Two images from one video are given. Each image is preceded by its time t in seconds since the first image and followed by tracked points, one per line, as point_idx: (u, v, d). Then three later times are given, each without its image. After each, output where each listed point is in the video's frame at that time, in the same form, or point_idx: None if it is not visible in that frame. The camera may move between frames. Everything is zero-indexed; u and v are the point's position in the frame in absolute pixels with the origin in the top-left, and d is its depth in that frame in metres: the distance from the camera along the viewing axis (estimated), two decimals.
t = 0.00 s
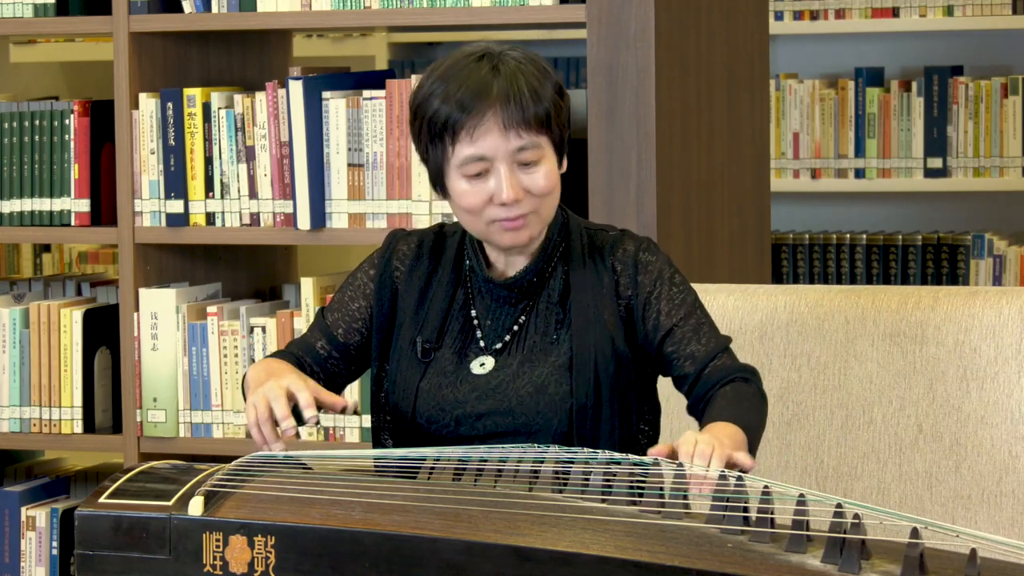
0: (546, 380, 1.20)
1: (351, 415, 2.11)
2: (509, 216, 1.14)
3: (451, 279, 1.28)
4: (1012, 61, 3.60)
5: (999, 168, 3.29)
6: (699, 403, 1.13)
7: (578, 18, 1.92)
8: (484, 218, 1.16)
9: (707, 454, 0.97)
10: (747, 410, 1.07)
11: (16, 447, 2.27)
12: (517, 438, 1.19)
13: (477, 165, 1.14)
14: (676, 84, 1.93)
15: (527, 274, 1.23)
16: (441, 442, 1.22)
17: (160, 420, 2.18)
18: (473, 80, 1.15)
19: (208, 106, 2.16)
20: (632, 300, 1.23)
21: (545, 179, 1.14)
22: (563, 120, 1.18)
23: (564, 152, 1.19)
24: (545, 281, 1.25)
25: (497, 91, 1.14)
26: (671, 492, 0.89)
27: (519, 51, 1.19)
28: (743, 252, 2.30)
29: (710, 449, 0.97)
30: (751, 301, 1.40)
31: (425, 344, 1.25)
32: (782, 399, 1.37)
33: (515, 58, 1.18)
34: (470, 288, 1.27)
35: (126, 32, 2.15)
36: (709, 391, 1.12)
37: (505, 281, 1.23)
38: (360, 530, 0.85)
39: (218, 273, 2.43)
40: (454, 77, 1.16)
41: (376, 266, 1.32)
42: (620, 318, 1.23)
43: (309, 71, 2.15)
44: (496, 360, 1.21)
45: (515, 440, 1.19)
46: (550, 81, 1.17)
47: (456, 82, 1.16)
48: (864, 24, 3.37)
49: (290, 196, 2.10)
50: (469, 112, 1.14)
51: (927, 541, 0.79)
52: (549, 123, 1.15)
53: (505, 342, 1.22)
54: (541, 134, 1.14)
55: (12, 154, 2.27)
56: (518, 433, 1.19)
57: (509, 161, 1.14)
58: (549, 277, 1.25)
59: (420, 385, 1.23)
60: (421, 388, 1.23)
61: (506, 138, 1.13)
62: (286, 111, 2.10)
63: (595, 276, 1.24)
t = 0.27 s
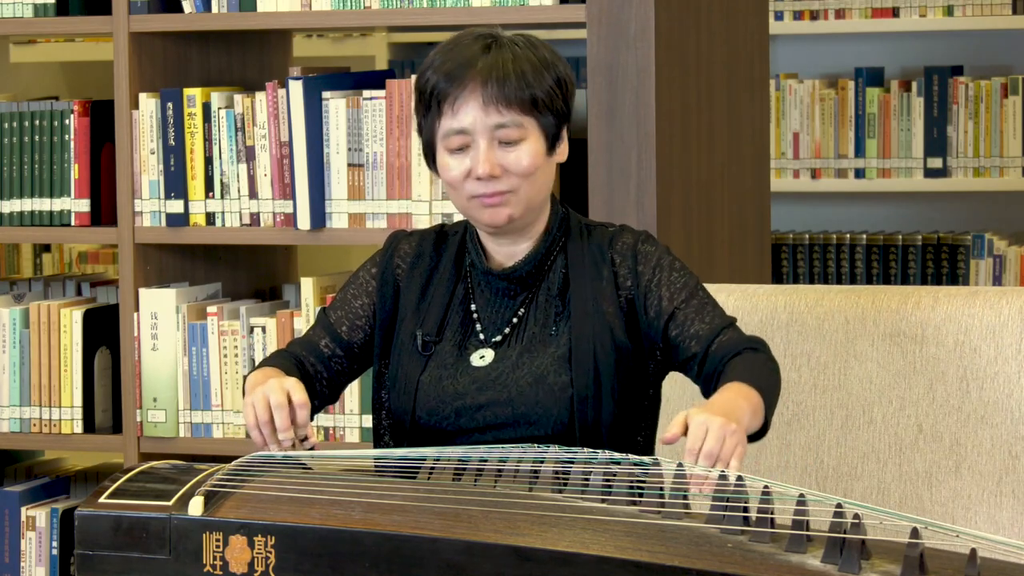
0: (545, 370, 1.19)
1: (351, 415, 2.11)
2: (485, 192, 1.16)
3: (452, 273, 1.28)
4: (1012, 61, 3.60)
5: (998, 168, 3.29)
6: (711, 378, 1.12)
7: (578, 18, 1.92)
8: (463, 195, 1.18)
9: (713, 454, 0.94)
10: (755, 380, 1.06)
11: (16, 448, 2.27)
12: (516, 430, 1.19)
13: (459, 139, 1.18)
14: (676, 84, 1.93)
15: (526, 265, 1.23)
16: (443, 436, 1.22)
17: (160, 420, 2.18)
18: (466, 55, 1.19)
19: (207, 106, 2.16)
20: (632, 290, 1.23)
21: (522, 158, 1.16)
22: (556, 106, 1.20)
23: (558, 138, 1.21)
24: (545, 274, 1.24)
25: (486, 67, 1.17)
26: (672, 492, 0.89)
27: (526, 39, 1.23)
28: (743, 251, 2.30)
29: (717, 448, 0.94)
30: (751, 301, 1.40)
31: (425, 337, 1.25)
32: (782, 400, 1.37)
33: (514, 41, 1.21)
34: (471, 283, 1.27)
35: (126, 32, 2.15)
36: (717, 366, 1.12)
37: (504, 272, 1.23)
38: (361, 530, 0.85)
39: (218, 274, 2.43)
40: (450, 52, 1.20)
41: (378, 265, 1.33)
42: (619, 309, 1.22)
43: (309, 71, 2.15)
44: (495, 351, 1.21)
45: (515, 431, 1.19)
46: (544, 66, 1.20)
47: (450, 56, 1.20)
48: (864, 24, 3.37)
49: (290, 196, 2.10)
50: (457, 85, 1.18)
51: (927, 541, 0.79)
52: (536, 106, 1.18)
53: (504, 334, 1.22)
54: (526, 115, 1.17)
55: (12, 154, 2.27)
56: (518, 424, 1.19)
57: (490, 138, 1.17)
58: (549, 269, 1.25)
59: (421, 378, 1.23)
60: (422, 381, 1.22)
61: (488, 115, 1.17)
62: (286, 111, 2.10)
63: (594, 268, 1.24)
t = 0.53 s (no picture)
0: (544, 365, 1.19)
1: (351, 415, 2.11)
2: (481, 186, 1.17)
3: (454, 271, 1.28)
4: (1012, 61, 3.60)
5: (998, 168, 3.29)
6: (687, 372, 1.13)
7: (578, 18, 1.92)
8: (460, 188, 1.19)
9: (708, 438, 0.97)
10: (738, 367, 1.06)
11: (16, 448, 2.27)
12: (515, 425, 1.19)
13: (457, 133, 1.19)
14: (676, 83, 1.93)
15: (525, 262, 1.23)
16: (440, 433, 1.22)
17: (160, 420, 2.18)
18: (468, 49, 1.21)
19: (207, 106, 2.16)
20: (630, 289, 1.22)
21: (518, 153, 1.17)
22: (558, 104, 1.21)
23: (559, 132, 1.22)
24: (545, 271, 1.25)
25: (486, 62, 1.19)
26: (672, 492, 0.89)
27: (530, 32, 1.24)
28: (743, 251, 2.30)
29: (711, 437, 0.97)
30: (750, 301, 1.40)
31: (426, 332, 1.25)
32: (782, 400, 1.37)
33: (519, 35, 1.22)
34: (472, 280, 1.27)
35: (126, 32, 2.15)
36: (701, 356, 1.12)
37: (505, 267, 1.24)
38: (361, 530, 0.85)
39: (218, 273, 2.43)
40: (453, 46, 1.22)
41: (381, 265, 1.33)
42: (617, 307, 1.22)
43: (309, 71, 2.15)
44: (496, 347, 1.21)
45: (513, 426, 1.19)
46: (545, 60, 1.20)
47: (453, 51, 1.21)
48: (864, 24, 3.37)
49: (290, 196, 2.10)
50: (457, 79, 1.20)
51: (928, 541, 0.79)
52: (535, 102, 1.19)
53: (504, 330, 1.22)
54: (524, 111, 1.19)
55: (12, 154, 2.27)
56: (516, 418, 1.19)
57: (488, 133, 1.18)
58: (549, 267, 1.25)
59: (421, 372, 1.23)
60: (422, 376, 1.22)
61: (487, 110, 1.18)
62: (286, 111, 2.10)
63: (594, 266, 1.23)
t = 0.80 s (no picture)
0: (551, 363, 1.20)
1: (351, 415, 2.12)
2: (499, 192, 1.17)
3: (456, 270, 1.27)
4: (1012, 61, 3.60)
5: (998, 168, 3.29)
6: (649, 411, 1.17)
7: (578, 18, 1.92)
8: (476, 191, 1.19)
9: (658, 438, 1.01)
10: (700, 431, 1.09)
11: (16, 448, 2.27)
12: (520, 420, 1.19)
13: (478, 136, 1.19)
14: (677, 84, 1.93)
15: (530, 263, 1.23)
16: (440, 431, 1.22)
17: (160, 420, 2.18)
18: (495, 55, 1.20)
19: (208, 106, 2.16)
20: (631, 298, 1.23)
21: (539, 162, 1.18)
22: (577, 115, 1.22)
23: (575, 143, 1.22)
24: (548, 270, 1.25)
25: (513, 70, 1.19)
26: (672, 492, 0.89)
27: (554, 41, 1.24)
28: (744, 252, 2.30)
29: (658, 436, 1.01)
30: (750, 301, 1.40)
31: (430, 329, 1.24)
32: (783, 400, 1.37)
33: (544, 44, 1.22)
34: (474, 279, 1.26)
35: (126, 32, 2.15)
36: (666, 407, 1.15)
37: (511, 267, 1.24)
38: (361, 530, 0.85)
39: (218, 273, 2.43)
40: (478, 49, 1.21)
41: (379, 265, 1.32)
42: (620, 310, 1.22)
43: (309, 71, 2.15)
44: (501, 345, 1.21)
45: (518, 421, 1.19)
46: (569, 72, 1.21)
47: (479, 54, 1.21)
48: (864, 24, 3.37)
49: (290, 196, 2.10)
50: (482, 83, 1.19)
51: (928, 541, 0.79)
52: (558, 112, 1.19)
53: (509, 329, 1.21)
54: (547, 121, 1.19)
55: (12, 154, 2.27)
56: (522, 415, 1.19)
57: (509, 139, 1.18)
58: (553, 268, 1.25)
59: (424, 370, 1.22)
60: (425, 372, 1.22)
61: (511, 117, 1.18)
62: (286, 111, 2.10)
63: (597, 269, 1.24)
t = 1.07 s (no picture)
0: (539, 364, 1.20)
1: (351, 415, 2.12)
2: (477, 202, 1.17)
3: (446, 272, 1.28)
4: (1012, 61, 3.60)
5: (998, 168, 3.29)
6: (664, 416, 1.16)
7: (578, 18, 1.92)
8: (454, 202, 1.18)
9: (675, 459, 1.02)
10: (712, 430, 1.10)
11: (16, 448, 2.26)
12: (510, 424, 1.19)
13: (451, 148, 1.18)
14: (676, 84, 1.93)
15: (515, 264, 1.23)
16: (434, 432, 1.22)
17: (160, 420, 2.18)
18: (460, 64, 1.19)
19: (208, 106, 2.16)
20: (623, 295, 1.23)
21: (513, 168, 1.17)
22: (549, 116, 1.21)
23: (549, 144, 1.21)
24: (536, 272, 1.25)
25: (479, 77, 1.18)
26: (671, 492, 0.89)
27: (518, 42, 1.23)
28: (743, 252, 2.30)
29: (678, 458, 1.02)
30: (750, 301, 1.40)
31: (420, 332, 1.24)
32: (783, 400, 1.37)
33: (508, 48, 1.21)
34: (464, 282, 1.26)
35: (126, 32, 2.15)
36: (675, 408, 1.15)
37: (498, 269, 1.23)
38: (360, 530, 0.85)
39: (218, 273, 2.43)
40: (444, 59, 1.20)
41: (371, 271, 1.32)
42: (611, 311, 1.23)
43: (309, 71, 2.15)
44: (490, 347, 1.20)
45: (508, 425, 1.19)
46: (535, 73, 1.20)
47: (445, 65, 1.20)
48: (864, 24, 3.37)
49: (290, 196, 2.10)
50: (450, 94, 1.18)
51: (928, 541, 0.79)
52: (528, 115, 1.18)
53: (498, 330, 1.21)
54: (518, 126, 1.18)
55: (12, 154, 2.27)
56: (512, 418, 1.19)
57: (481, 148, 1.17)
58: (541, 269, 1.25)
59: (413, 372, 1.22)
60: (416, 375, 1.22)
61: (480, 125, 1.17)
62: (286, 111, 2.10)
63: (586, 267, 1.24)
